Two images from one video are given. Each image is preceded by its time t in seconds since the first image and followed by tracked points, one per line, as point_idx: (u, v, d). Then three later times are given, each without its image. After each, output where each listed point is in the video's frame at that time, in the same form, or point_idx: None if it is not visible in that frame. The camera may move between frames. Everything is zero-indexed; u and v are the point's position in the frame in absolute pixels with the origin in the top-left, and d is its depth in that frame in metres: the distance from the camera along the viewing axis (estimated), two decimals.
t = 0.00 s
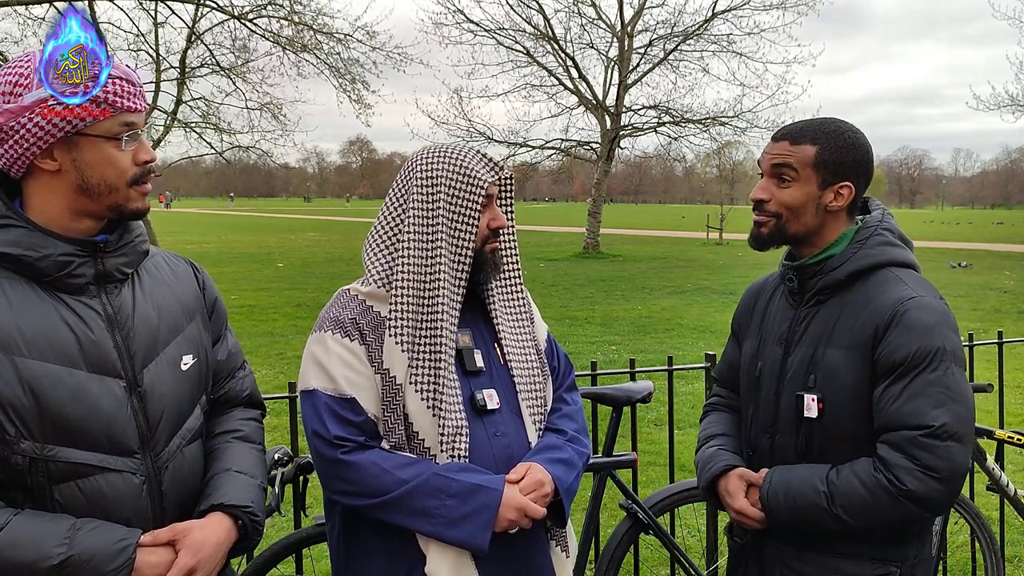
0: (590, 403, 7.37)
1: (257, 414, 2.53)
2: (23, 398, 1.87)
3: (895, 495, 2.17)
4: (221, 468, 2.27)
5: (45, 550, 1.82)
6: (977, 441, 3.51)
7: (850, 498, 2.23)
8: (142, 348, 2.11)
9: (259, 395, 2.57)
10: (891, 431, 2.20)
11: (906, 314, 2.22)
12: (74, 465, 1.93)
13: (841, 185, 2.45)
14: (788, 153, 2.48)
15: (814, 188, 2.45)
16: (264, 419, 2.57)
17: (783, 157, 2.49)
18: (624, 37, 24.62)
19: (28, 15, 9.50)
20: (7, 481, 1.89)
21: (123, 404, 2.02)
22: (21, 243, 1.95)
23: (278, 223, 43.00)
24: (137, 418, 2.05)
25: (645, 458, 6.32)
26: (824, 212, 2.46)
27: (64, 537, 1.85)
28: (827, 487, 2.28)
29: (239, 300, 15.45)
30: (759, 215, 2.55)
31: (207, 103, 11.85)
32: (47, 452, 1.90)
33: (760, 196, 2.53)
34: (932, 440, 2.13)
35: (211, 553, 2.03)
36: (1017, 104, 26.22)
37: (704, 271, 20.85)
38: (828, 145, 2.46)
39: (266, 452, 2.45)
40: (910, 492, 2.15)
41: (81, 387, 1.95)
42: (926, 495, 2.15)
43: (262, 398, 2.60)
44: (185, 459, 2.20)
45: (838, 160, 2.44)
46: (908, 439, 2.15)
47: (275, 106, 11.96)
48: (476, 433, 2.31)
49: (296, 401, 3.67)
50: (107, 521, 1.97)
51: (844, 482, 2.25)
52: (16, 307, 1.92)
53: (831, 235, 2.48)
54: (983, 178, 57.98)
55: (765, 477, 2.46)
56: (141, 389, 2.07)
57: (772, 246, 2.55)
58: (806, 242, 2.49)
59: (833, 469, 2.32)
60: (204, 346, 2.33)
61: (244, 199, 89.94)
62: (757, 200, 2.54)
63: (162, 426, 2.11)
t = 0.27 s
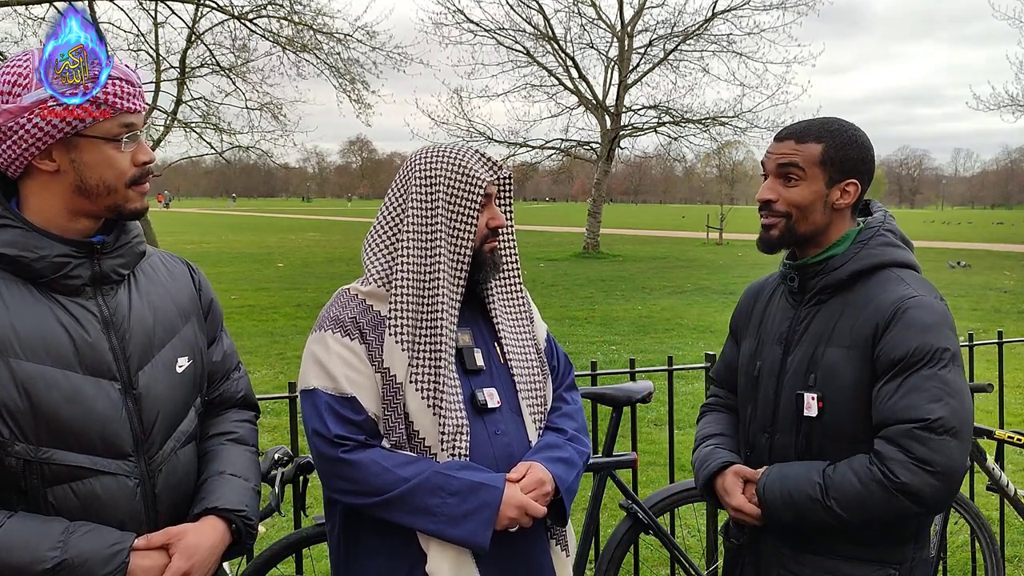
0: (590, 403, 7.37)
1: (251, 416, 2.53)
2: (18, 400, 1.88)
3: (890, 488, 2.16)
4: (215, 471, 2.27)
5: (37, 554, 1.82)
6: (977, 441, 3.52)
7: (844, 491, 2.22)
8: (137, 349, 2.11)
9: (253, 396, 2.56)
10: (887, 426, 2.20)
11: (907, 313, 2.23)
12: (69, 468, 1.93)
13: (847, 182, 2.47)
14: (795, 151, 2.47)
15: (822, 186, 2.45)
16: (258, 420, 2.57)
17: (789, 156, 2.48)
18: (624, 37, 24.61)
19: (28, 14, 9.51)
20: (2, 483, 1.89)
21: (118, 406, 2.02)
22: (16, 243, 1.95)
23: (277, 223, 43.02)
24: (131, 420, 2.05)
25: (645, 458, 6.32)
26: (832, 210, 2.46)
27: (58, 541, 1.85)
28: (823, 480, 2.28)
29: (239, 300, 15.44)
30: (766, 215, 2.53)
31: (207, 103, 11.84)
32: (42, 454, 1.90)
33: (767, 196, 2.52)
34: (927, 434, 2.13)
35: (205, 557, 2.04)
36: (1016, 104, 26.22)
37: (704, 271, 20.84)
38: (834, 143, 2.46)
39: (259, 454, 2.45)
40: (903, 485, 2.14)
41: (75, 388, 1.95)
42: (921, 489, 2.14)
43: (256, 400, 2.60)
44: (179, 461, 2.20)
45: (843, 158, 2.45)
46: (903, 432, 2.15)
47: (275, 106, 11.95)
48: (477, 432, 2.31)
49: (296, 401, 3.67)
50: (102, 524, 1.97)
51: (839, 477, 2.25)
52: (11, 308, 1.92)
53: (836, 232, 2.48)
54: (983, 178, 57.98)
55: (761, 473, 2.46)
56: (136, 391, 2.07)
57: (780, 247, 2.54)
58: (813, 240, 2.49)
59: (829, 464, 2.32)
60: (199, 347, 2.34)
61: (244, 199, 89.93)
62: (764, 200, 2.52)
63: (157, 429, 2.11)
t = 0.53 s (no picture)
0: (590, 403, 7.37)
1: (242, 416, 2.53)
2: (10, 403, 1.87)
3: (894, 494, 2.17)
4: (208, 474, 2.27)
5: (31, 560, 1.82)
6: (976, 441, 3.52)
7: (848, 496, 2.23)
8: (130, 352, 2.10)
9: (244, 396, 2.57)
10: (890, 430, 2.20)
11: (909, 315, 2.22)
12: (62, 472, 1.93)
13: (845, 186, 2.46)
14: (793, 154, 2.47)
15: (819, 190, 2.45)
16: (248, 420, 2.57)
17: (787, 158, 2.49)
18: (624, 37, 24.61)
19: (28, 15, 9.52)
20: None
21: (111, 409, 2.02)
22: (8, 246, 1.94)
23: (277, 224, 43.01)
24: (124, 422, 2.05)
25: (645, 458, 6.33)
26: (828, 213, 2.46)
27: (52, 546, 1.86)
28: (825, 484, 2.28)
29: (238, 300, 15.44)
30: (763, 217, 2.55)
31: (207, 103, 11.84)
32: (35, 458, 1.90)
33: (765, 197, 2.53)
34: (930, 438, 2.13)
35: (199, 561, 2.04)
36: (1016, 104, 26.25)
37: (705, 271, 20.84)
38: (833, 147, 2.45)
39: (251, 455, 2.45)
40: (907, 491, 2.15)
41: (68, 392, 1.95)
42: (924, 494, 2.15)
43: (246, 400, 2.60)
44: (171, 464, 2.20)
45: (842, 162, 2.44)
46: (908, 437, 2.15)
47: (275, 106, 11.95)
48: (476, 432, 2.31)
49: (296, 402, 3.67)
50: (95, 528, 1.98)
51: (842, 481, 2.25)
52: (4, 313, 1.92)
53: (834, 235, 2.48)
54: (983, 177, 57.97)
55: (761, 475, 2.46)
56: (129, 393, 2.07)
57: (776, 249, 2.55)
58: (809, 243, 2.49)
59: (832, 468, 2.33)
60: (191, 348, 2.34)
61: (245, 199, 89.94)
62: (761, 202, 2.54)
63: (150, 431, 2.11)
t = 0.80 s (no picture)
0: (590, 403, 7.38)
1: (231, 414, 2.53)
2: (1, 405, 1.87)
3: (899, 502, 2.17)
4: (199, 471, 2.27)
5: (29, 560, 1.83)
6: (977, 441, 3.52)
7: (852, 505, 2.23)
8: (120, 352, 2.11)
9: (232, 393, 2.57)
10: (892, 436, 2.20)
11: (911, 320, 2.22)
12: (54, 473, 1.93)
13: (849, 185, 2.45)
14: (798, 151, 2.46)
15: (822, 188, 2.45)
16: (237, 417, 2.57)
17: (791, 155, 2.48)
18: (624, 37, 24.61)
19: (28, 15, 9.48)
20: None
21: (102, 409, 2.02)
22: None
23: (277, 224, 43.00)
24: (116, 421, 2.05)
25: (645, 458, 6.33)
26: (830, 211, 2.46)
27: (48, 547, 1.86)
28: (827, 492, 2.28)
29: (239, 300, 15.44)
30: (765, 214, 2.55)
31: (207, 103, 11.84)
32: (27, 459, 1.90)
33: (766, 195, 2.53)
34: (933, 445, 2.13)
35: (194, 557, 2.05)
36: (1016, 104, 26.28)
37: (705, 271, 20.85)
38: (838, 145, 2.45)
39: (241, 453, 2.46)
40: (911, 499, 2.15)
41: (58, 392, 1.95)
42: (928, 501, 2.15)
43: (234, 397, 2.60)
44: (164, 462, 2.20)
45: (846, 161, 2.44)
46: (911, 444, 2.15)
47: (275, 106, 11.95)
48: (476, 433, 2.31)
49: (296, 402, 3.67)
50: (89, 528, 1.98)
51: (844, 488, 2.26)
52: None
53: (835, 234, 2.48)
54: (983, 177, 57.94)
55: (761, 478, 2.45)
56: (120, 393, 2.07)
57: (777, 247, 2.55)
58: (810, 242, 2.49)
59: (834, 474, 2.33)
60: (180, 347, 2.34)
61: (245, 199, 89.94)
62: (763, 199, 2.53)
63: (141, 430, 2.11)
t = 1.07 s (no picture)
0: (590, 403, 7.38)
1: (218, 412, 2.53)
2: None
3: (906, 510, 2.17)
4: (190, 470, 2.27)
5: (24, 563, 1.82)
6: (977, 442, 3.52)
7: (855, 511, 2.23)
8: (110, 352, 2.11)
9: (218, 392, 2.57)
10: (898, 443, 2.20)
11: (913, 322, 2.22)
12: (45, 475, 1.93)
13: (849, 184, 2.46)
14: (796, 152, 2.46)
15: (822, 187, 2.45)
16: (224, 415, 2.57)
17: (789, 156, 2.48)
18: (624, 37, 24.59)
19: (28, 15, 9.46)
20: None
21: (94, 409, 2.02)
22: None
23: (277, 224, 42.98)
24: (107, 421, 2.05)
25: (645, 458, 6.33)
26: (832, 211, 2.46)
27: (42, 549, 1.86)
28: (830, 498, 2.28)
29: (239, 300, 15.44)
30: (766, 217, 2.54)
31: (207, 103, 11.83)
32: (18, 462, 1.90)
33: (767, 196, 2.52)
34: (942, 454, 2.14)
35: (189, 557, 2.06)
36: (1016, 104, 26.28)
37: (705, 271, 20.86)
38: (835, 143, 2.45)
39: (228, 450, 2.46)
40: (918, 507, 2.16)
41: (50, 394, 1.95)
42: (935, 508, 2.16)
43: (220, 395, 2.60)
44: (155, 463, 2.20)
45: (845, 159, 2.44)
46: (918, 453, 2.15)
47: (275, 106, 11.95)
48: (477, 433, 2.32)
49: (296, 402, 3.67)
50: (83, 529, 1.99)
51: (847, 492, 2.26)
52: None
53: (838, 233, 2.48)
54: (982, 177, 57.95)
55: (762, 483, 2.45)
56: (110, 393, 2.07)
57: (780, 250, 2.55)
58: (814, 243, 2.48)
59: (837, 477, 2.33)
60: (167, 346, 2.34)
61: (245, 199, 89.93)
62: (764, 202, 2.53)
63: (132, 431, 2.12)
